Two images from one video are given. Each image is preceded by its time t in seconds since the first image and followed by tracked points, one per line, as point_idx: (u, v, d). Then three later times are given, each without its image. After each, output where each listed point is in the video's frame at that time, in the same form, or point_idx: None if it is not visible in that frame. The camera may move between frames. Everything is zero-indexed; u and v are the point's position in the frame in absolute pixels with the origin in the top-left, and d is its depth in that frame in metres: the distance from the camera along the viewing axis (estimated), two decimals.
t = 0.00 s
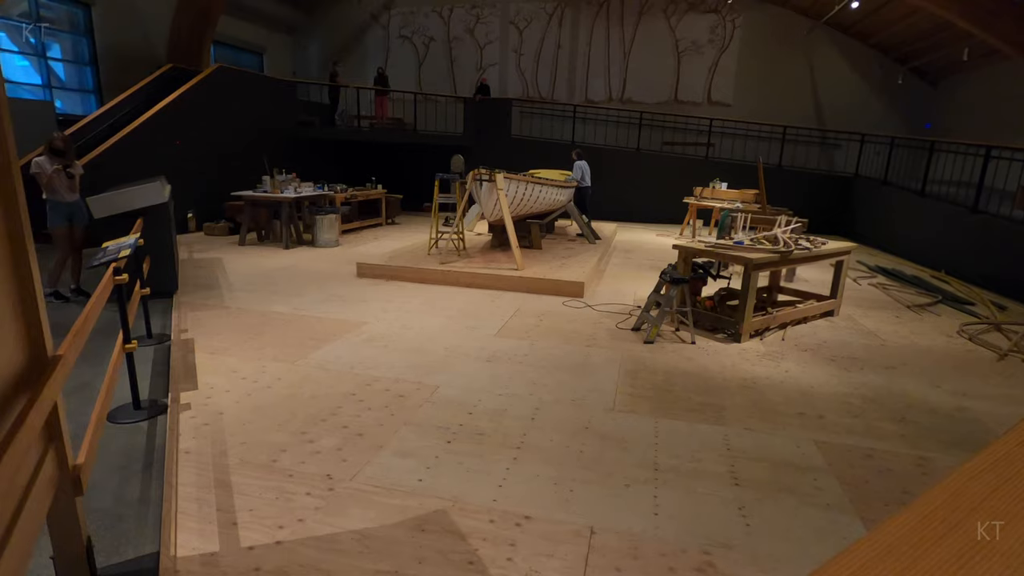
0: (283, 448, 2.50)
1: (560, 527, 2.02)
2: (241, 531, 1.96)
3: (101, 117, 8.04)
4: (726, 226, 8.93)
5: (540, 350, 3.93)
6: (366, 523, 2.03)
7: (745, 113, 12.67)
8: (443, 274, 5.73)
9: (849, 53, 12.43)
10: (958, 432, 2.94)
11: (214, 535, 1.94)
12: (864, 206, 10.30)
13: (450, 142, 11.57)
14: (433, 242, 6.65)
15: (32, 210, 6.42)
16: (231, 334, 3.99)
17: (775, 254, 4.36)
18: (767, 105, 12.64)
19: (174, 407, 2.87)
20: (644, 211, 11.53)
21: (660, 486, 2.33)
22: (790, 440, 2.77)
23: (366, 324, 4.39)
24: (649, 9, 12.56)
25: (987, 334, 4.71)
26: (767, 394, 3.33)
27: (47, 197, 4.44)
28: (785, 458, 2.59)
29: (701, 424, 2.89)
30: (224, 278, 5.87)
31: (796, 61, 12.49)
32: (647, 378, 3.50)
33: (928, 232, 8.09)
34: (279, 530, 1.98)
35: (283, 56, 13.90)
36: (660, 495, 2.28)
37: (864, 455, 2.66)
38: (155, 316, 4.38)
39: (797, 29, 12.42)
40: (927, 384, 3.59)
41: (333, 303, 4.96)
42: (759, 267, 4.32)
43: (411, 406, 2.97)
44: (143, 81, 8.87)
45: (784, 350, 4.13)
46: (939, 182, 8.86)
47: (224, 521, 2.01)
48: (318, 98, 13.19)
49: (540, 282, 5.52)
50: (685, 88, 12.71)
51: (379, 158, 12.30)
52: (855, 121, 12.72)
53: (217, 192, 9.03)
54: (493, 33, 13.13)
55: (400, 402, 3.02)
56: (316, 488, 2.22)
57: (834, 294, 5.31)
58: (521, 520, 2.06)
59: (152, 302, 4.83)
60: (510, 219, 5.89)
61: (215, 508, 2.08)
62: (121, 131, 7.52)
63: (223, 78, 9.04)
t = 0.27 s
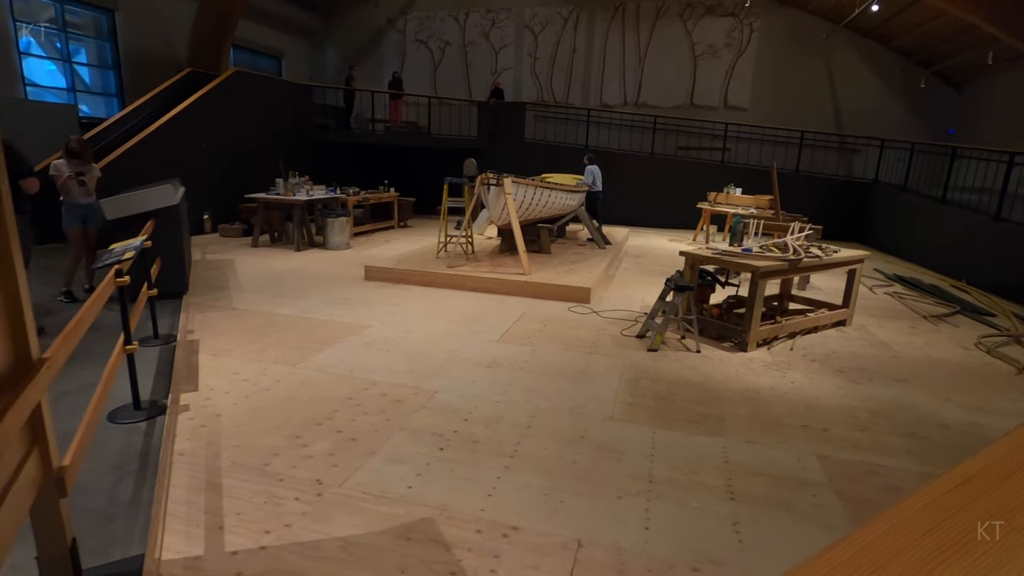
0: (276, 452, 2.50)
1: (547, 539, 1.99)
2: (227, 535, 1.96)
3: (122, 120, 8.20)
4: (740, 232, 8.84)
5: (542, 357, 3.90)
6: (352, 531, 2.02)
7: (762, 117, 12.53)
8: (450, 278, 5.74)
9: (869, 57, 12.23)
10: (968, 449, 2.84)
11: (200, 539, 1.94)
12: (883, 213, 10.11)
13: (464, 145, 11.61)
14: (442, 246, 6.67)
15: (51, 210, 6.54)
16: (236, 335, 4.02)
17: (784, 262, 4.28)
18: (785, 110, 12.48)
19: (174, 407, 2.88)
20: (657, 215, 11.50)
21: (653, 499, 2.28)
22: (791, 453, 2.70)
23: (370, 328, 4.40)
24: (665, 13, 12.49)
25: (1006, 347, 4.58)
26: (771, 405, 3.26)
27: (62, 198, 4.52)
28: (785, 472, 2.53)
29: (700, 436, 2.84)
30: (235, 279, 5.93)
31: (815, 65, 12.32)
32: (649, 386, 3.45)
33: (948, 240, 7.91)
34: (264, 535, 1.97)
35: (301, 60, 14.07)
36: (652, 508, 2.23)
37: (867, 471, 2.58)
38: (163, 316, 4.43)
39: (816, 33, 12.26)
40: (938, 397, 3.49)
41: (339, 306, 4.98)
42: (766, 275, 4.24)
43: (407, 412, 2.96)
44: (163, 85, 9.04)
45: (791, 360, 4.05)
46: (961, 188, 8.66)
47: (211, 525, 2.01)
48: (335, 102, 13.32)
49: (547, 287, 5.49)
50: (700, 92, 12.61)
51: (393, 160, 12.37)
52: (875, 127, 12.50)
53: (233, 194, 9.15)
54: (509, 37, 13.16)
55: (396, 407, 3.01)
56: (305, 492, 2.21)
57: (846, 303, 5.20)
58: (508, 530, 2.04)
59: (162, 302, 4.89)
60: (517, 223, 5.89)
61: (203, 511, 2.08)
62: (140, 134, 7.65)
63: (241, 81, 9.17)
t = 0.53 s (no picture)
0: (264, 456, 2.47)
1: (533, 551, 1.95)
2: (208, 542, 1.93)
3: (129, 122, 8.25)
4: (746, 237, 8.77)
5: (540, 363, 3.86)
6: (335, 540, 1.98)
7: (771, 121, 12.43)
8: (451, 281, 5.71)
9: (880, 61, 12.10)
10: (973, 463, 2.77)
11: (181, 545, 1.91)
12: (893, 219, 9.98)
13: (470, 148, 11.61)
14: (444, 249, 6.65)
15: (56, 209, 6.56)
16: (233, 337, 4.00)
17: (788, 268, 4.21)
18: (794, 115, 12.38)
19: (165, 410, 2.86)
20: (663, 220, 11.47)
21: (645, 511, 2.23)
22: (790, 465, 2.64)
23: (367, 331, 4.37)
24: (674, 17, 12.43)
25: (1015, 357, 4.48)
26: (771, 415, 3.19)
27: (64, 200, 4.54)
28: (782, 485, 2.47)
29: (696, 446, 2.78)
30: (237, 279, 5.93)
31: (825, 69, 12.21)
32: (646, 394, 3.39)
33: (959, 247, 7.78)
34: (246, 542, 1.94)
35: (309, 62, 14.13)
36: (643, 520, 2.18)
37: (868, 485, 2.51)
38: (162, 317, 4.42)
39: (827, 37, 12.15)
40: (944, 409, 3.40)
41: (339, 308, 4.96)
42: (770, 282, 4.18)
43: (399, 417, 2.92)
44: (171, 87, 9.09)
45: (794, 369, 3.97)
46: (972, 194, 8.53)
47: (193, 531, 1.98)
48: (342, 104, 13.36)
49: (548, 291, 5.45)
50: (708, 96, 12.53)
51: (399, 163, 12.38)
52: (885, 132, 12.36)
53: (239, 195, 9.17)
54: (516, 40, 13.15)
55: (389, 412, 2.97)
56: (290, 499, 2.18)
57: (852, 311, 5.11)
58: (494, 541, 2.00)
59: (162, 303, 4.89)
60: (519, 227, 5.87)
61: (186, 516, 2.05)
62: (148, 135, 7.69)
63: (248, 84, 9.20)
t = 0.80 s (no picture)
0: (239, 457, 2.40)
1: (510, 562, 1.88)
2: (173, 546, 1.85)
3: (126, 113, 8.18)
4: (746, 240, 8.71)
5: (530, 364, 3.79)
6: (305, 546, 1.90)
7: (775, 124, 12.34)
8: (444, 279, 5.63)
9: (885, 65, 12.00)
10: (969, 477, 2.69)
11: (144, 549, 1.84)
12: (896, 225, 9.90)
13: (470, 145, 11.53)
14: (440, 246, 6.58)
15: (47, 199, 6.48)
16: (219, 331, 3.92)
17: (785, 273, 4.13)
18: (798, 118, 12.28)
19: (143, 406, 2.78)
20: (664, 222, 11.38)
21: (629, 521, 2.16)
22: (781, 476, 2.56)
23: (357, 328, 4.30)
24: (678, 17, 12.33)
25: (1015, 367, 4.40)
26: (764, 423, 3.12)
27: (49, 190, 4.46)
28: (772, 496, 2.39)
29: (686, 453, 2.71)
30: (229, 273, 5.86)
31: (830, 73, 12.11)
32: (638, 398, 3.31)
33: (961, 254, 7.70)
34: (213, 546, 1.87)
35: (311, 56, 14.04)
36: (626, 530, 2.10)
37: (861, 497, 2.44)
38: (149, 310, 4.35)
39: (832, 40, 12.04)
40: (941, 420, 3.33)
41: (329, 304, 4.89)
42: (767, 286, 4.10)
43: (382, 418, 2.85)
44: (170, 78, 9.01)
45: (789, 375, 3.90)
46: (975, 202, 8.44)
47: (159, 534, 1.91)
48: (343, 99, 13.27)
49: (543, 291, 5.38)
50: (712, 98, 12.44)
51: (399, 159, 12.30)
52: (889, 136, 12.26)
53: (237, 189, 9.09)
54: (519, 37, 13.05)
55: (371, 412, 2.90)
56: (262, 502, 2.10)
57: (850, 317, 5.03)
58: (469, 550, 1.93)
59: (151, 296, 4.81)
60: (515, 226, 5.80)
61: (153, 518, 1.98)
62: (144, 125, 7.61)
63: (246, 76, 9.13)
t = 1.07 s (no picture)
0: (199, 459, 2.29)
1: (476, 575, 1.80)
2: (119, 557, 1.75)
3: (107, 97, 7.97)
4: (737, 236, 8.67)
5: (511, 362, 3.70)
6: (260, 557, 1.81)
7: (769, 120, 12.26)
8: (429, 273, 5.52)
9: (879, 62, 11.93)
10: (954, 484, 2.63)
11: (87, 560, 1.74)
12: (886, 223, 9.87)
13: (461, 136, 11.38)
14: (425, 239, 6.46)
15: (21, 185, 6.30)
16: (191, 326, 3.80)
17: (773, 272, 4.05)
18: (791, 113, 12.21)
19: (103, 405, 2.67)
20: (654, 217, 11.31)
21: (603, 531, 2.07)
22: (762, 482, 2.49)
23: (335, 323, 4.19)
24: (673, 9, 12.18)
25: (1001, 369, 4.36)
26: (747, 426, 3.05)
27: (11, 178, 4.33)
28: (753, 504, 2.32)
29: (666, 458, 2.63)
30: (209, 264, 5.72)
31: (825, 68, 12.03)
32: (619, 399, 3.23)
33: (950, 253, 7.68)
34: (162, 557, 1.76)
35: (300, 42, 13.78)
36: (600, 541, 2.02)
37: (843, 506, 2.37)
38: (121, 302, 4.21)
39: (827, 35, 11.94)
40: (926, 423, 3.27)
41: (309, 298, 4.78)
42: (754, 285, 4.02)
43: (353, 418, 2.75)
44: (153, 62, 8.79)
45: (775, 376, 3.83)
46: (966, 200, 8.41)
47: (105, 544, 1.80)
48: (332, 87, 13.05)
49: (529, 287, 5.28)
50: (706, 92, 12.33)
51: (389, 149, 12.13)
52: (882, 133, 12.22)
53: (221, 176, 8.91)
54: (512, 27, 12.86)
55: (342, 412, 2.80)
56: (220, 509, 2.00)
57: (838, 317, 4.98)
58: (434, 562, 1.84)
59: (124, 288, 4.67)
60: (502, 219, 5.69)
61: (100, 527, 1.88)
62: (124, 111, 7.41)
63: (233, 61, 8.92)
